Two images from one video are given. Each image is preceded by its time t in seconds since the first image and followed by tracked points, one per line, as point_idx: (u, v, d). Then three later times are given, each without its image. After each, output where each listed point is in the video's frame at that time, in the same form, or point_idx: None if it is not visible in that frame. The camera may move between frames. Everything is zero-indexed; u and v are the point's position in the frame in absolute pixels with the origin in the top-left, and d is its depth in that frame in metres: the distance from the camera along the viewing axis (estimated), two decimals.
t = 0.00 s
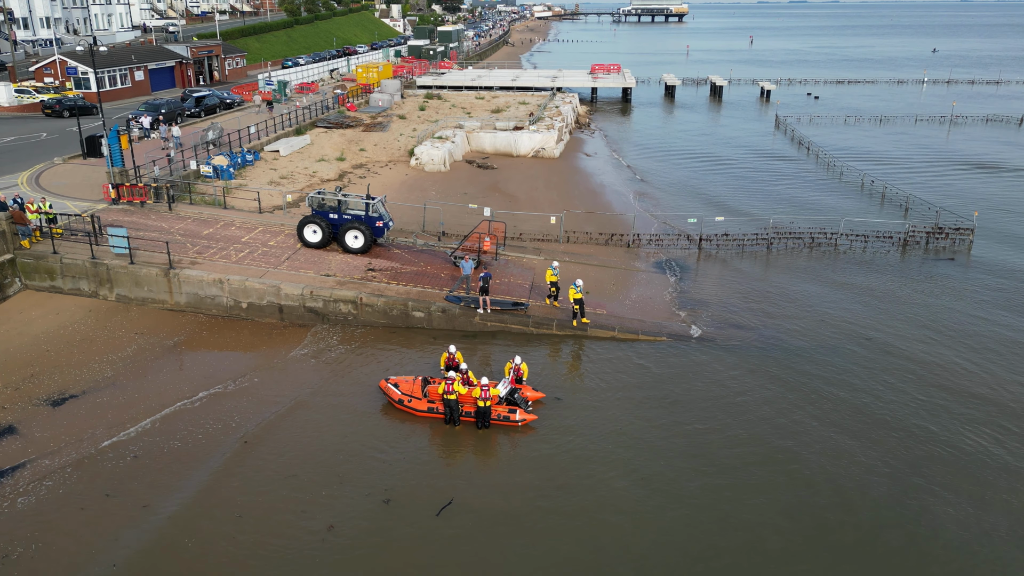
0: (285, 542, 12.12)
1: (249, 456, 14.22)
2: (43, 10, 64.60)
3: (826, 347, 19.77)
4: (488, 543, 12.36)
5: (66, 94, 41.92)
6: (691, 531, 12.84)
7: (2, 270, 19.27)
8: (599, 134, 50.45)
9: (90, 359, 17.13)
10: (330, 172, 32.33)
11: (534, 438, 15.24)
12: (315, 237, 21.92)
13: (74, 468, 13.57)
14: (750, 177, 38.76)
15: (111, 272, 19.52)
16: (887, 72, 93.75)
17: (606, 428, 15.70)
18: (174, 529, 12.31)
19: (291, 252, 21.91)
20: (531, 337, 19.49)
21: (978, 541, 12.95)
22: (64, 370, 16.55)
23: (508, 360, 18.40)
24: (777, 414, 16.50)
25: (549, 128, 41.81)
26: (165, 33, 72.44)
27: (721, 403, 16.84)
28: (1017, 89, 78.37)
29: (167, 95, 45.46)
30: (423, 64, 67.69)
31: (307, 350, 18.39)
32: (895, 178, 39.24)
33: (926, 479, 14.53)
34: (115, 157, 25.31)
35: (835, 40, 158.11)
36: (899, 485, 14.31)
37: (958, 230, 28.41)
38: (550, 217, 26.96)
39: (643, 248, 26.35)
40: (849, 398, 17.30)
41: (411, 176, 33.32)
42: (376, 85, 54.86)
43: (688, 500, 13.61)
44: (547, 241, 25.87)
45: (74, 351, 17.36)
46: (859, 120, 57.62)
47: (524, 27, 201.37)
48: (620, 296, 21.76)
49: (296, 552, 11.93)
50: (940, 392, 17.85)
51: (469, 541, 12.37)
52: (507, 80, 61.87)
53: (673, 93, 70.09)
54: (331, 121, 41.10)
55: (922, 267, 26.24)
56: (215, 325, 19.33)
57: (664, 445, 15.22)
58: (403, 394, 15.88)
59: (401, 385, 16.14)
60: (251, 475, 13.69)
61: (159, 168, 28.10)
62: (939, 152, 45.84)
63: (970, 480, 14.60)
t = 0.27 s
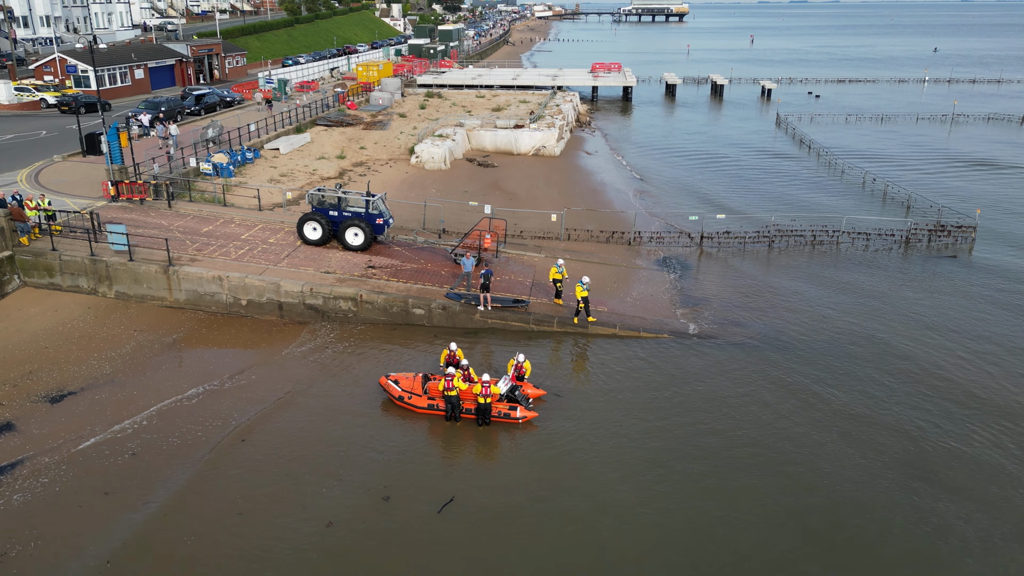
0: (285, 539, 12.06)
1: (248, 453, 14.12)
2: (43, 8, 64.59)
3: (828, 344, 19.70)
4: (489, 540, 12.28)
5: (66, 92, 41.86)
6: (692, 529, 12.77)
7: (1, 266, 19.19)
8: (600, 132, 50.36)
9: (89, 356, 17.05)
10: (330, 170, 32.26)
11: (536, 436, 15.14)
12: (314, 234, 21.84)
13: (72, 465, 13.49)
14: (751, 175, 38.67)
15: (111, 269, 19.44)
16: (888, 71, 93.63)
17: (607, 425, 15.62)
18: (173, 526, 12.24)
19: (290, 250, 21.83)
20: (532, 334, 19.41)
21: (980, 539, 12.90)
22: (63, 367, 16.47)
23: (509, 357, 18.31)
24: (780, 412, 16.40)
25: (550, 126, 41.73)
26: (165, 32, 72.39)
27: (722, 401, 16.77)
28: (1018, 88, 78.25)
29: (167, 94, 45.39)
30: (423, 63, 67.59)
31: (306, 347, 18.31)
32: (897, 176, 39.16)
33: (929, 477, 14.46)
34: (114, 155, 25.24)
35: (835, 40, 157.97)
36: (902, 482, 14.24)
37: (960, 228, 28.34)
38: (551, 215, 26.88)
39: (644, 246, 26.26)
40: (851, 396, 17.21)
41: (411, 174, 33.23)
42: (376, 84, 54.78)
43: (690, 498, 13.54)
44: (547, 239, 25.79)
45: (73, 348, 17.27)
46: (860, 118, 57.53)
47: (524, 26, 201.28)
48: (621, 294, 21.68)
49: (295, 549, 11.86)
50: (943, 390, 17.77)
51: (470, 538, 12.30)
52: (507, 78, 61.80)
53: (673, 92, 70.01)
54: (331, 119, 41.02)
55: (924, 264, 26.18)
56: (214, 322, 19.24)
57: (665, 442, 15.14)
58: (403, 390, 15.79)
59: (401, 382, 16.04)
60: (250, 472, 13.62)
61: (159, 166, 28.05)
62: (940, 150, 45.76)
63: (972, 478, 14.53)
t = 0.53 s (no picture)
0: (284, 536, 11.98)
1: (248, 451, 14.05)
2: (43, 7, 64.59)
3: (830, 341, 19.63)
4: (490, 538, 12.21)
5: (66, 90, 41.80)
6: (694, 526, 12.70)
7: None
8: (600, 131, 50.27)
9: (87, 353, 16.97)
10: (330, 168, 32.18)
11: (536, 432, 15.09)
12: (314, 232, 21.77)
13: (70, 463, 13.40)
14: (752, 173, 38.59)
15: (110, 267, 19.37)
16: (889, 70, 93.57)
17: (608, 423, 15.54)
18: (171, 523, 12.16)
19: (290, 247, 21.75)
20: (532, 331, 19.33)
21: (984, 536, 12.81)
22: (61, 364, 16.39)
23: (509, 354, 18.23)
24: (782, 409, 16.34)
25: (550, 125, 41.64)
26: (165, 31, 72.35)
27: (724, 398, 16.68)
28: (1019, 87, 78.19)
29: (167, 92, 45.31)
30: (424, 62, 67.49)
31: (306, 345, 18.22)
32: (898, 175, 39.08)
33: (932, 474, 14.38)
34: (113, 152, 25.17)
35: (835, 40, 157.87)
36: (905, 480, 14.16)
37: (962, 226, 28.27)
38: (551, 213, 26.79)
39: (645, 244, 26.17)
40: (854, 393, 17.14)
41: (411, 172, 33.14)
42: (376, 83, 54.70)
43: (691, 495, 13.46)
44: (548, 237, 25.70)
45: (71, 345, 17.20)
46: (861, 117, 57.45)
47: (524, 26, 201.16)
48: (622, 292, 21.60)
49: (294, 546, 11.78)
50: (945, 387, 17.69)
51: (470, 536, 12.21)
52: (508, 78, 61.72)
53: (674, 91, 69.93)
54: (331, 117, 40.92)
55: (926, 262, 26.11)
56: (213, 320, 19.16)
57: (667, 440, 15.06)
58: (403, 387, 15.72)
59: (401, 378, 16.02)
60: (249, 470, 13.54)
61: (158, 164, 27.96)
62: (942, 149, 45.68)
63: (975, 475, 14.45)
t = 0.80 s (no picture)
0: (284, 534, 11.91)
1: (246, 449, 13.98)
2: (43, 6, 64.56)
3: (831, 339, 19.56)
4: (489, 536, 12.14)
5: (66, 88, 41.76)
6: (696, 524, 12.63)
7: None
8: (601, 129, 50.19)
9: (86, 350, 16.91)
10: (330, 166, 32.12)
11: (536, 430, 15.03)
12: (314, 230, 21.69)
13: (67, 460, 13.34)
14: (753, 172, 38.52)
15: (108, 264, 19.31)
16: (890, 69, 93.51)
17: (608, 421, 15.48)
18: (169, 521, 12.10)
19: (290, 245, 21.68)
20: (532, 329, 19.26)
21: (986, 534, 12.74)
22: (59, 361, 16.33)
23: (510, 352, 18.17)
24: (784, 407, 16.27)
25: (551, 123, 41.56)
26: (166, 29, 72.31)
27: (725, 396, 16.61)
28: (1020, 86, 78.15)
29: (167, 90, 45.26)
30: (424, 61, 67.41)
31: (305, 342, 18.16)
32: (900, 173, 39.02)
33: (934, 473, 14.31)
34: (113, 150, 25.10)
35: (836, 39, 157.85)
36: (906, 478, 14.09)
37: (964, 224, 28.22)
38: (552, 210, 26.71)
39: (645, 242, 26.09)
40: (855, 392, 17.07)
41: (411, 170, 33.06)
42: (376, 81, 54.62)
43: (692, 493, 13.40)
44: (548, 235, 25.63)
45: (70, 342, 17.13)
46: (862, 116, 57.37)
47: (524, 25, 201.03)
48: (623, 290, 21.53)
49: (293, 544, 11.72)
50: (948, 385, 17.62)
51: (469, 534, 12.15)
52: (508, 77, 61.65)
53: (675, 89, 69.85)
54: (331, 115, 40.82)
55: (927, 260, 26.05)
56: (212, 317, 19.09)
57: (668, 438, 14.99)
58: (403, 385, 15.72)
59: (401, 376, 15.99)
60: (248, 467, 13.47)
61: (158, 162, 27.86)
62: (943, 148, 45.62)
63: (978, 474, 14.37)
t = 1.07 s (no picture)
0: (282, 533, 11.83)
1: (244, 447, 13.90)
2: (43, 4, 64.49)
3: (833, 338, 19.47)
4: (489, 535, 12.05)
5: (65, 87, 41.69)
6: (696, 523, 12.54)
7: None
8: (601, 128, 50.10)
9: (83, 349, 16.83)
10: (330, 164, 32.05)
11: (536, 428, 14.94)
12: (313, 228, 21.59)
13: (64, 458, 13.25)
14: (754, 171, 38.43)
15: (107, 262, 19.24)
16: (891, 68, 93.38)
17: (609, 419, 15.38)
18: (166, 519, 12.02)
19: (289, 243, 21.60)
20: (532, 327, 19.17)
21: (989, 533, 12.65)
22: (57, 359, 16.25)
23: (510, 350, 18.07)
24: (785, 405, 16.17)
25: (551, 121, 41.45)
26: (166, 28, 72.22)
27: (727, 395, 16.51)
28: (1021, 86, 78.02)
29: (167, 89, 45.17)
30: (424, 60, 67.32)
31: (304, 340, 18.08)
32: (901, 172, 38.92)
33: (936, 471, 14.23)
34: (111, 148, 25.02)
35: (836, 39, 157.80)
36: (909, 476, 13.99)
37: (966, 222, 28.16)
38: (552, 209, 26.62)
39: (646, 240, 26.01)
40: (857, 390, 16.98)
41: (411, 168, 32.98)
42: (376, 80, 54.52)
43: (693, 491, 13.31)
44: (548, 233, 25.55)
45: (68, 340, 17.06)
46: (863, 115, 57.25)
47: (524, 25, 200.87)
48: (623, 288, 21.44)
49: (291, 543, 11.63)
50: (949, 383, 17.55)
51: (468, 532, 12.06)
52: (508, 76, 61.55)
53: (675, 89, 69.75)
54: (331, 114, 40.73)
55: (929, 258, 25.98)
56: (211, 316, 19.01)
57: (669, 436, 14.89)
58: (402, 382, 15.61)
59: (400, 374, 15.88)
60: (246, 466, 13.38)
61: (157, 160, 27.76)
62: (944, 147, 45.52)
63: (981, 472, 14.27)
